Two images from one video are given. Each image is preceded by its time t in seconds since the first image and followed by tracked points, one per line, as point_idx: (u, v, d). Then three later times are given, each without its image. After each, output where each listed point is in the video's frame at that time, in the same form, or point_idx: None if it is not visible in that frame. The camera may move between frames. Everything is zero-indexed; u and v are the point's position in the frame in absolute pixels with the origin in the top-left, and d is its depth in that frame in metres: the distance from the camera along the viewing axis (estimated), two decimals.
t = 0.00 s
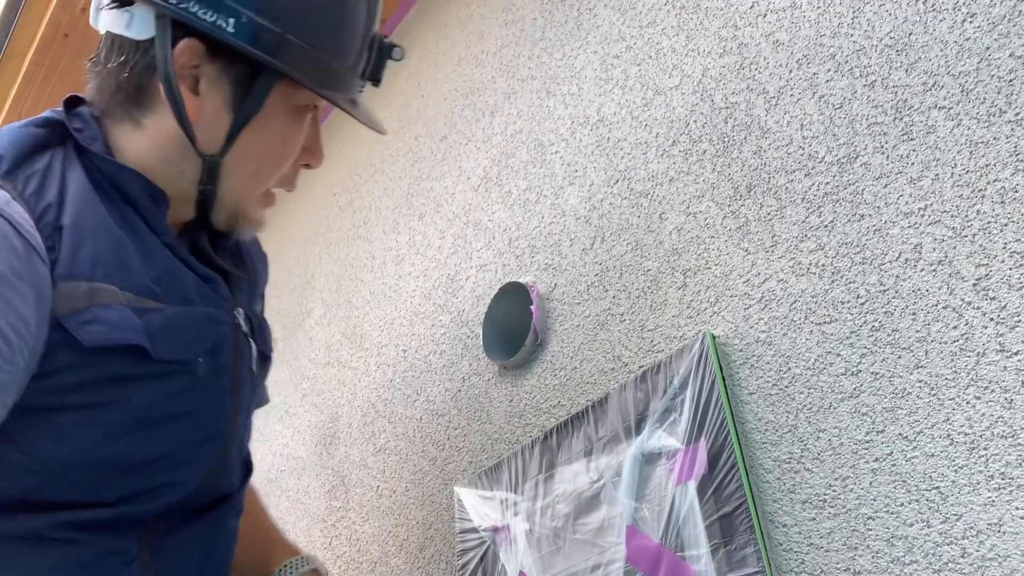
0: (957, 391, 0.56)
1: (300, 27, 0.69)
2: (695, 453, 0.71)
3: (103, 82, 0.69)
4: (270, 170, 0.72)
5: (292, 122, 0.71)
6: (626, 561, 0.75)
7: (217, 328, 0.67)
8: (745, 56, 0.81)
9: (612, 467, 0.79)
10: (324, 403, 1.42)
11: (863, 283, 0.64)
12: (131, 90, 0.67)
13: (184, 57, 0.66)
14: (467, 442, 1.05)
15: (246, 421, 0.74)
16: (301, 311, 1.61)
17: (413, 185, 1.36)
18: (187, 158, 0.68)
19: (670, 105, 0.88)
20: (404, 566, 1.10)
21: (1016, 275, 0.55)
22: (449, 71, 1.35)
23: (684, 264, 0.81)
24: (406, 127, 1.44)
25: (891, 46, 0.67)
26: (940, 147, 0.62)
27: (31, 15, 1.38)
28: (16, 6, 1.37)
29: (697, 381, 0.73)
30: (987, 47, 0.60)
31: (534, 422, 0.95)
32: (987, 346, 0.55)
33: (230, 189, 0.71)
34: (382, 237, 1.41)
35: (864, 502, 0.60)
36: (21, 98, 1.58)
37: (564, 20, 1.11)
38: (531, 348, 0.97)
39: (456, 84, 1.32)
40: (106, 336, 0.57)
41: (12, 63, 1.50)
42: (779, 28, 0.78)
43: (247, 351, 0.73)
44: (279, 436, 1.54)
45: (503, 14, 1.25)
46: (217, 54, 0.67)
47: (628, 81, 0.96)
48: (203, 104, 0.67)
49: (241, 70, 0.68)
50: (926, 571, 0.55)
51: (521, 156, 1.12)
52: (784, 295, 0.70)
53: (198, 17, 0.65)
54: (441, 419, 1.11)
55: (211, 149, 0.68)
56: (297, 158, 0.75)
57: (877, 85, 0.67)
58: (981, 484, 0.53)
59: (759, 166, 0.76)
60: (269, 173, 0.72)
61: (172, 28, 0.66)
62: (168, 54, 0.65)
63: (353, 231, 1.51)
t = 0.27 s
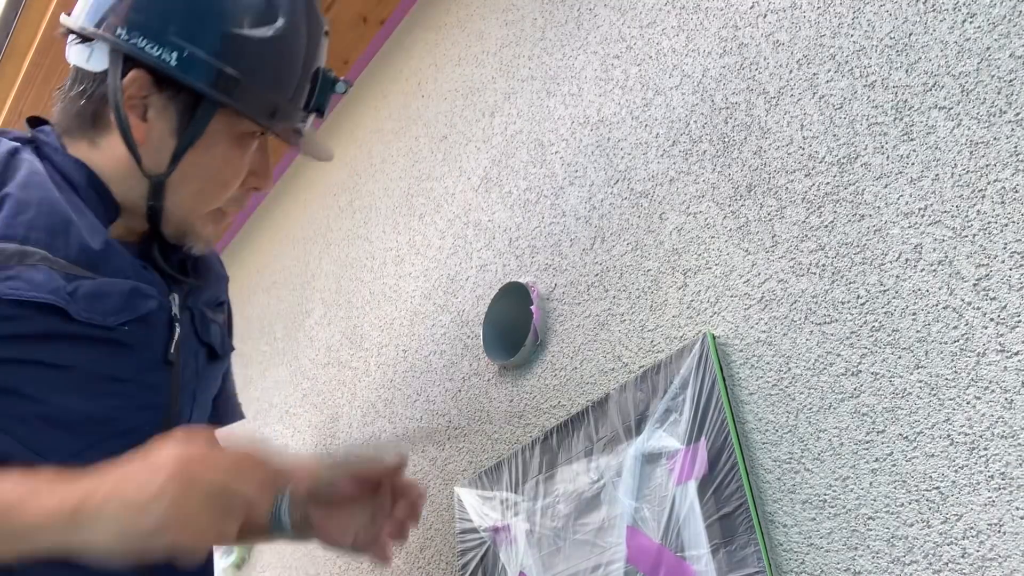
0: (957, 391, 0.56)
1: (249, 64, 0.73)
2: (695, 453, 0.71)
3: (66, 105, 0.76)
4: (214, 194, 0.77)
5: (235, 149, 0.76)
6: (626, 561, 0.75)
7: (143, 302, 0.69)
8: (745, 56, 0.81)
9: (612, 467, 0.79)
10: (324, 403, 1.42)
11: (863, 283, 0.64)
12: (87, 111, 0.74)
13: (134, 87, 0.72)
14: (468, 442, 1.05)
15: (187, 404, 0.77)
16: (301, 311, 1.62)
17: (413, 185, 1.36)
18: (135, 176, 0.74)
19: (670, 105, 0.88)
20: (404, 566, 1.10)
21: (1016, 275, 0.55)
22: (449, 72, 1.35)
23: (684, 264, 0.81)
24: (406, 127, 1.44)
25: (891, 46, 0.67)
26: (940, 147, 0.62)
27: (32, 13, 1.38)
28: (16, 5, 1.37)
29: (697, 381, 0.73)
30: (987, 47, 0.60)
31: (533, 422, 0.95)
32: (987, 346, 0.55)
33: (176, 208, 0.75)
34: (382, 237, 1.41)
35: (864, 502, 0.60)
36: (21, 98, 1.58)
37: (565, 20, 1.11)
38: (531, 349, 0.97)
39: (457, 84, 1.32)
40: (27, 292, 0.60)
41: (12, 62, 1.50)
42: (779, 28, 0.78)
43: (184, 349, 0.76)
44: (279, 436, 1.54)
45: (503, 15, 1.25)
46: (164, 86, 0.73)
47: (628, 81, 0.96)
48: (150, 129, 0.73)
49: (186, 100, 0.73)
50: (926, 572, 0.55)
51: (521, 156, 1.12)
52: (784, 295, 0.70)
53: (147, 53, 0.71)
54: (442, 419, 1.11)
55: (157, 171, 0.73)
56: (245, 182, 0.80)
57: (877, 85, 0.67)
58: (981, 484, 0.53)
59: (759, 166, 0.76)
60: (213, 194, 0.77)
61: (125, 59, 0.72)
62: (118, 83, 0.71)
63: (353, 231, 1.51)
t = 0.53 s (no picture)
0: (957, 391, 0.56)
1: (197, 131, 0.72)
2: (695, 453, 0.71)
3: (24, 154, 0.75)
4: (170, 247, 0.76)
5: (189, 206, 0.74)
6: (626, 561, 0.75)
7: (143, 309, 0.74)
8: (745, 56, 0.81)
9: (612, 467, 0.79)
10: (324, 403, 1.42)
11: (863, 283, 0.64)
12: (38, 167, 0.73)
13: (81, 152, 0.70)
14: (467, 442, 1.05)
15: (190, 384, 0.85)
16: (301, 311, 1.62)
17: (413, 186, 1.36)
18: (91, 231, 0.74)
19: (670, 105, 0.88)
20: (404, 567, 1.10)
21: (1016, 275, 0.55)
22: (449, 72, 1.35)
23: (684, 264, 0.81)
24: (405, 127, 1.44)
25: (891, 46, 0.67)
26: (940, 147, 0.62)
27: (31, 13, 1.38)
28: (16, 4, 1.37)
29: (696, 381, 0.73)
30: (987, 47, 0.60)
31: (533, 423, 0.95)
32: (987, 346, 0.55)
33: (133, 261, 0.75)
34: (381, 237, 1.41)
35: (863, 502, 0.60)
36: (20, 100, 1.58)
37: (564, 20, 1.11)
38: (531, 349, 0.98)
39: (456, 84, 1.32)
40: (38, 303, 0.65)
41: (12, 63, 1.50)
42: (779, 28, 0.78)
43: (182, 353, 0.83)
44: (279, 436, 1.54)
45: (502, 15, 1.25)
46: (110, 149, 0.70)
47: (628, 81, 0.96)
48: (100, 189, 0.71)
49: (134, 163, 0.70)
50: (926, 572, 0.55)
51: (521, 156, 1.12)
52: (784, 295, 0.70)
53: (90, 120, 0.69)
54: (441, 420, 1.11)
55: (110, 229, 0.72)
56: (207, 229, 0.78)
57: (876, 85, 0.67)
58: (980, 484, 0.53)
59: (759, 166, 0.76)
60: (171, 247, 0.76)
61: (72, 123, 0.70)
62: (67, 147, 0.70)
63: (353, 231, 1.51)
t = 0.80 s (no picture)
0: (957, 391, 0.56)
1: (193, 168, 0.78)
2: (695, 453, 0.71)
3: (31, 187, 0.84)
4: (175, 275, 0.83)
5: (190, 240, 0.81)
6: (626, 560, 0.75)
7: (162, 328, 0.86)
8: (745, 56, 0.81)
9: (612, 467, 0.79)
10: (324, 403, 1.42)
11: (863, 283, 0.64)
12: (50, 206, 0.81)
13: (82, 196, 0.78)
14: (467, 442, 1.05)
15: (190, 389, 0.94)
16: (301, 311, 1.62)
17: (413, 186, 1.36)
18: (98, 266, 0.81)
19: (670, 105, 0.88)
20: (404, 567, 1.10)
21: (1016, 275, 0.55)
22: (449, 72, 1.35)
23: (684, 264, 0.81)
24: (405, 127, 1.44)
25: (891, 46, 0.67)
26: (940, 147, 0.61)
27: (32, 13, 1.38)
28: (16, 5, 1.37)
29: (696, 381, 0.73)
30: (987, 47, 0.60)
31: (533, 423, 0.95)
32: (987, 346, 0.55)
33: (142, 288, 0.83)
34: (381, 237, 1.41)
35: (864, 502, 0.60)
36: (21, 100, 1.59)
37: (564, 20, 1.11)
38: (531, 348, 0.98)
39: (456, 84, 1.32)
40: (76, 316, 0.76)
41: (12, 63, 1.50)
42: (779, 28, 0.78)
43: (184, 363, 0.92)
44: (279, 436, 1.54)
45: (502, 14, 1.25)
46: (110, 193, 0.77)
47: (628, 81, 0.96)
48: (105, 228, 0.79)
49: (132, 205, 0.78)
50: (926, 572, 0.55)
51: (521, 156, 1.12)
52: (784, 295, 0.70)
53: (91, 165, 0.76)
54: (441, 420, 1.11)
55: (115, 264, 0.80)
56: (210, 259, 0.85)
57: (877, 85, 0.67)
58: (981, 484, 0.53)
59: (759, 166, 0.76)
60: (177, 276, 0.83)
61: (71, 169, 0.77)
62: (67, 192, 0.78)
63: (353, 231, 1.51)
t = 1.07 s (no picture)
0: (957, 391, 0.56)
1: (208, 176, 0.78)
2: (695, 453, 0.71)
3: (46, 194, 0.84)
4: (191, 282, 0.84)
5: (206, 246, 0.81)
6: (626, 561, 0.75)
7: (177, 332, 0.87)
8: (745, 56, 0.81)
9: (612, 467, 0.79)
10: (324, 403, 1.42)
11: (863, 283, 0.64)
12: (65, 216, 0.82)
13: (98, 205, 0.78)
14: (467, 442, 1.05)
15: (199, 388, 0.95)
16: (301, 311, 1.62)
17: (413, 185, 1.36)
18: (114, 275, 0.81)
19: (670, 105, 0.88)
20: (404, 567, 1.10)
21: (1016, 275, 0.55)
22: (449, 72, 1.35)
23: (684, 264, 0.81)
24: (405, 128, 1.44)
25: (891, 46, 0.67)
26: (940, 147, 0.61)
27: (32, 12, 1.38)
28: (17, 4, 1.37)
29: (696, 381, 0.73)
30: (987, 47, 0.60)
31: (533, 423, 0.95)
32: (987, 346, 0.55)
33: (158, 297, 0.84)
34: (381, 237, 1.41)
35: (864, 502, 0.60)
36: (20, 99, 1.59)
37: (564, 20, 1.11)
38: (530, 348, 0.98)
39: (456, 84, 1.32)
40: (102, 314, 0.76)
41: (12, 63, 1.50)
42: (779, 28, 0.78)
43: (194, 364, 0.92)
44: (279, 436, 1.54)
45: (502, 14, 1.25)
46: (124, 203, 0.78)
47: (628, 81, 0.96)
48: (121, 238, 0.79)
49: (146, 215, 0.78)
50: (926, 572, 0.55)
51: (521, 156, 1.12)
52: (784, 295, 0.70)
53: (107, 175, 0.76)
54: (441, 420, 1.11)
55: (131, 273, 0.81)
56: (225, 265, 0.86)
57: (877, 85, 0.67)
58: (981, 484, 0.53)
59: (759, 166, 0.76)
60: (191, 283, 0.84)
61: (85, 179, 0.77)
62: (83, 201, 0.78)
63: (353, 231, 1.51)
